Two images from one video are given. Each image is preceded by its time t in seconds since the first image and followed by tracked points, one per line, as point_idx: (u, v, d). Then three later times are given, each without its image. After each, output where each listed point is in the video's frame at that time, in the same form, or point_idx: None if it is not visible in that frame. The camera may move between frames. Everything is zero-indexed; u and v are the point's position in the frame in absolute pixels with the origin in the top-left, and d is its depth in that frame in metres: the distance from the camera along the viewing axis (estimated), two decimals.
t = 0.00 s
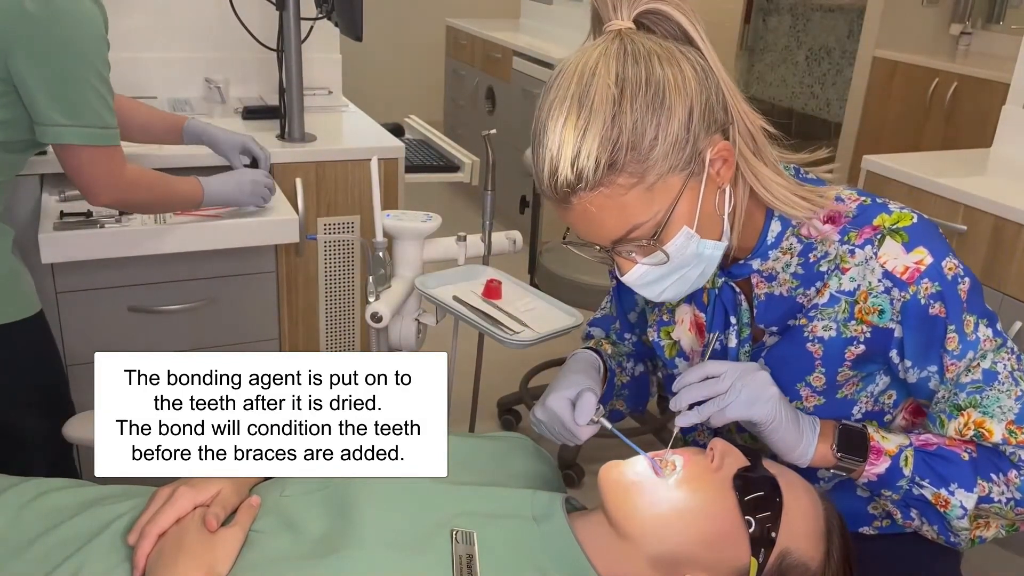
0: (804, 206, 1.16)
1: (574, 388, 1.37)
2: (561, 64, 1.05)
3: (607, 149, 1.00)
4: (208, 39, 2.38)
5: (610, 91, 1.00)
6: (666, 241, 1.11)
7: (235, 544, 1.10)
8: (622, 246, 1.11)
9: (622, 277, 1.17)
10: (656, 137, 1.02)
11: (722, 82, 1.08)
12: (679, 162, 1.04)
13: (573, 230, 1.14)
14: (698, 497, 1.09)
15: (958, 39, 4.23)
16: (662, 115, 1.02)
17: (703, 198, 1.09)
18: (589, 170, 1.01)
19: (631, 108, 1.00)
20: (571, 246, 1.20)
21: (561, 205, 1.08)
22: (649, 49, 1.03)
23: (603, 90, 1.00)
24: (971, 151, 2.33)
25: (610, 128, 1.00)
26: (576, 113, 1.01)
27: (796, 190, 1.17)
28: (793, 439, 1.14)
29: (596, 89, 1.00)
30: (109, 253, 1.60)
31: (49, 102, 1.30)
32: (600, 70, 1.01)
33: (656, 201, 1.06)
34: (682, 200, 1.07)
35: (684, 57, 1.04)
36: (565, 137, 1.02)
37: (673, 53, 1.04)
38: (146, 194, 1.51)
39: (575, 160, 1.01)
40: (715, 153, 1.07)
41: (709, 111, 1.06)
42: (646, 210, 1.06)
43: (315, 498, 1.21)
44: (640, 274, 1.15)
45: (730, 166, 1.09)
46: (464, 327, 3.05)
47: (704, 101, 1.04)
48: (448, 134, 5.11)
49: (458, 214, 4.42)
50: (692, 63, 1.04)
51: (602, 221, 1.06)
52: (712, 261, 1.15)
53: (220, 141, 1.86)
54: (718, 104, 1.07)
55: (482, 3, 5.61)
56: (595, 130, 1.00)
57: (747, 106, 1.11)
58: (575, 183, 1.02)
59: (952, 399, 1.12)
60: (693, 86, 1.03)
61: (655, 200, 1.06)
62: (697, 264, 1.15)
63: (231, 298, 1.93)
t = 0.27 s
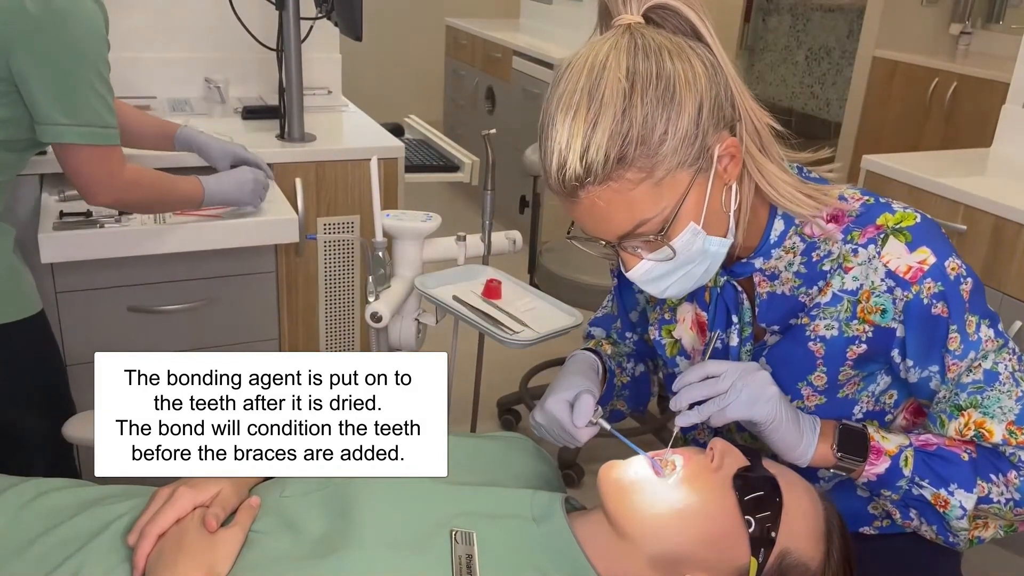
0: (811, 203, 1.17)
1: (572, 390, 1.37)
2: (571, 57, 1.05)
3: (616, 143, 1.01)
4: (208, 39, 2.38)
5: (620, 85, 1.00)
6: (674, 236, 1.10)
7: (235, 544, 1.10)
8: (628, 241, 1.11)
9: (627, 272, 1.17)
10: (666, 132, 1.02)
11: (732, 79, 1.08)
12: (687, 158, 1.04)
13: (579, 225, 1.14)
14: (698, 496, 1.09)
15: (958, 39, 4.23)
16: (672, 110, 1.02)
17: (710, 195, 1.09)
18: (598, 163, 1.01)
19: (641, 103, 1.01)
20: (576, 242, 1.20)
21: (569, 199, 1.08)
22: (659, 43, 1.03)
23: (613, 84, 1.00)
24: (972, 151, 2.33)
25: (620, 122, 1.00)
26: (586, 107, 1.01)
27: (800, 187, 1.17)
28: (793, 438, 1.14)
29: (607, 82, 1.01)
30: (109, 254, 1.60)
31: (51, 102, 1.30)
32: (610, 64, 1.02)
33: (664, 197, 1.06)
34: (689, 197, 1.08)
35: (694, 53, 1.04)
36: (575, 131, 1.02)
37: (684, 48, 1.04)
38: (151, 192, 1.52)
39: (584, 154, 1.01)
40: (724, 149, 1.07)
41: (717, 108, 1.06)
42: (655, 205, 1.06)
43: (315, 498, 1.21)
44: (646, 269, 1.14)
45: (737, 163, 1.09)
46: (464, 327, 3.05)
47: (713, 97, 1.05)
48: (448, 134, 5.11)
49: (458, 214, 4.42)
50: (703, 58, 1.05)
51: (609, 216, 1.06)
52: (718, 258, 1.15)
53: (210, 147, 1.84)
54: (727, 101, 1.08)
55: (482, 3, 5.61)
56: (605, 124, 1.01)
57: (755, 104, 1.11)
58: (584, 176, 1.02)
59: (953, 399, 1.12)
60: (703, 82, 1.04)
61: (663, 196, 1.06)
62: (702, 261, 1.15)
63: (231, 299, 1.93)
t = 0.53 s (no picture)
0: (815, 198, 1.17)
1: (569, 391, 1.37)
2: (576, 52, 1.05)
3: (621, 139, 1.01)
4: (208, 39, 2.39)
5: (626, 81, 1.00)
6: (677, 233, 1.10)
7: (234, 544, 1.11)
8: (631, 237, 1.11)
9: (629, 268, 1.17)
10: (671, 129, 1.02)
11: (737, 76, 1.08)
12: (692, 155, 1.05)
13: (581, 220, 1.13)
14: (698, 496, 1.09)
15: (958, 39, 4.23)
16: (677, 107, 1.02)
17: (714, 192, 1.09)
18: (602, 159, 1.01)
19: (647, 99, 1.01)
20: (578, 238, 1.20)
21: (572, 194, 1.08)
22: (665, 40, 1.03)
23: (619, 80, 1.00)
24: (972, 151, 2.33)
25: (625, 118, 1.01)
26: (591, 102, 1.01)
27: (803, 184, 1.16)
28: (793, 437, 1.14)
29: (612, 79, 1.01)
30: (109, 254, 1.60)
31: (50, 102, 1.30)
32: (616, 60, 1.02)
33: (668, 194, 1.06)
34: (693, 194, 1.08)
35: (700, 51, 1.04)
36: (581, 126, 1.02)
37: (689, 44, 1.04)
38: (140, 193, 1.52)
39: (588, 149, 1.02)
40: (728, 146, 1.07)
41: (722, 105, 1.06)
42: (659, 200, 1.06)
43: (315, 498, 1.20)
44: (649, 266, 1.14)
45: (741, 160, 1.10)
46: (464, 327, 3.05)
47: (718, 94, 1.05)
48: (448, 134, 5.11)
49: (458, 214, 4.42)
50: (708, 55, 1.05)
51: (612, 211, 1.06)
52: (720, 255, 1.15)
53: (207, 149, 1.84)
54: (731, 98, 1.08)
55: (482, 3, 5.61)
56: (610, 119, 1.01)
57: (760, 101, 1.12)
58: (589, 172, 1.02)
59: (953, 399, 1.12)
60: (708, 80, 1.04)
61: (667, 193, 1.06)
62: (705, 258, 1.15)
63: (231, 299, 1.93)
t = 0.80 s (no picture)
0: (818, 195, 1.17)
1: (568, 392, 1.37)
2: (583, 44, 1.06)
3: (625, 131, 1.01)
4: (207, 39, 2.38)
5: (631, 73, 1.01)
6: (681, 225, 1.10)
7: (234, 544, 1.10)
8: (633, 230, 1.11)
9: (630, 263, 1.17)
10: (675, 122, 1.02)
11: (743, 72, 1.09)
12: (696, 148, 1.05)
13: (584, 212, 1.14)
14: (697, 496, 1.09)
15: (958, 39, 4.23)
16: (682, 100, 1.02)
17: (717, 185, 1.10)
18: (606, 150, 1.01)
19: (652, 91, 1.01)
20: (580, 230, 1.21)
21: (576, 186, 1.08)
22: (671, 33, 1.03)
23: (624, 72, 1.01)
24: (972, 151, 2.33)
25: (630, 110, 1.01)
26: (596, 94, 1.02)
27: (804, 181, 1.17)
28: (793, 438, 1.14)
29: (618, 71, 1.01)
30: (108, 254, 1.60)
31: (47, 101, 1.30)
32: (622, 52, 1.02)
33: (671, 187, 1.06)
34: (696, 187, 1.08)
35: (706, 45, 1.04)
36: (585, 118, 1.02)
37: (696, 38, 1.04)
38: (136, 194, 1.51)
39: (592, 141, 1.02)
40: (732, 141, 1.07)
41: (726, 100, 1.06)
42: (662, 193, 1.06)
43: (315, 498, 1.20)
44: (650, 259, 1.14)
45: (745, 155, 1.10)
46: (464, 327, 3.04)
47: (723, 88, 1.05)
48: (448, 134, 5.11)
49: (458, 214, 4.42)
50: (715, 49, 1.05)
51: (615, 203, 1.06)
52: (722, 251, 1.16)
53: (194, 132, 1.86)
54: (737, 93, 1.08)
55: (482, 3, 5.61)
56: (615, 111, 1.01)
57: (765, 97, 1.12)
58: (592, 164, 1.03)
59: (953, 399, 1.12)
60: (713, 73, 1.04)
61: (670, 185, 1.06)
62: (708, 252, 1.15)
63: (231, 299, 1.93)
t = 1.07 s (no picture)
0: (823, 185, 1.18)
1: (568, 392, 1.37)
2: (595, 26, 1.08)
3: (632, 109, 1.02)
4: (207, 39, 2.38)
5: (641, 53, 1.02)
6: (683, 210, 1.10)
7: (234, 544, 1.10)
8: (635, 212, 1.11)
9: (632, 246, 1.16)
10: (683, 103, 1.03)
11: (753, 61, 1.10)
12: (702, 132, 1.06)
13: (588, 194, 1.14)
14: (698, 496, 1.09)
15: (958, 39, 4.23)
16: (690, 83, 1.03)
17: (722, 171, 1.10)
18: (613, 129, 1.02)
19: (660, 72, 1.02)
20: (584, 212, 1.23)
21: (582, 166, 1.09)
22: (683, 17, 1.05)
23: (634, 51, 1.03)
24: (973, 151, 2.32)
25: (638, 89, 1.02)
26: (605, 72, 1.03)
27: (810, 174, 1.20)
28: (793, 437, 1.14)
29: (628, 50, 1.03)
30: (108, 254, 1.60)
31: (24, 92, 1.31)
32: (632, 33, 1.04)
33: (676, 169, 1.06)
34: (701, 171, 1.08)
35: (717, 31, 1.06)
36: (594, 95, 1.04)
37: (708, 24, 1.06)
38: (98, 189, 1.50)
39: (600, 119, 1.03)
40: (739, 127, 1.08)
41: (735, 88, 1.08)
42: (667, 176, 1.06)
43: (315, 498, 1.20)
44: (652, 243, 1.13)
45: (751, 143, 1.10)
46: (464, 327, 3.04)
47: (732, 75, 1.06)
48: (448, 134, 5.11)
49: (458, 214, 4.42)
50: (727, 36, 1.07)
51: (620, 183, 1.06)
52: (724, 238, 1.16)
53: (174, 162, 1.80)
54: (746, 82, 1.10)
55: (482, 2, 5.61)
56: (623, 89, 1.02)
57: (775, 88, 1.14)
58: (599, 141, 1.04)
59: (954, 397, 1.12)
60: (723, 59, 1.05)
61: (675, 168, 1.06)
62: (708, 240, 1.15)
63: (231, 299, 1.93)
